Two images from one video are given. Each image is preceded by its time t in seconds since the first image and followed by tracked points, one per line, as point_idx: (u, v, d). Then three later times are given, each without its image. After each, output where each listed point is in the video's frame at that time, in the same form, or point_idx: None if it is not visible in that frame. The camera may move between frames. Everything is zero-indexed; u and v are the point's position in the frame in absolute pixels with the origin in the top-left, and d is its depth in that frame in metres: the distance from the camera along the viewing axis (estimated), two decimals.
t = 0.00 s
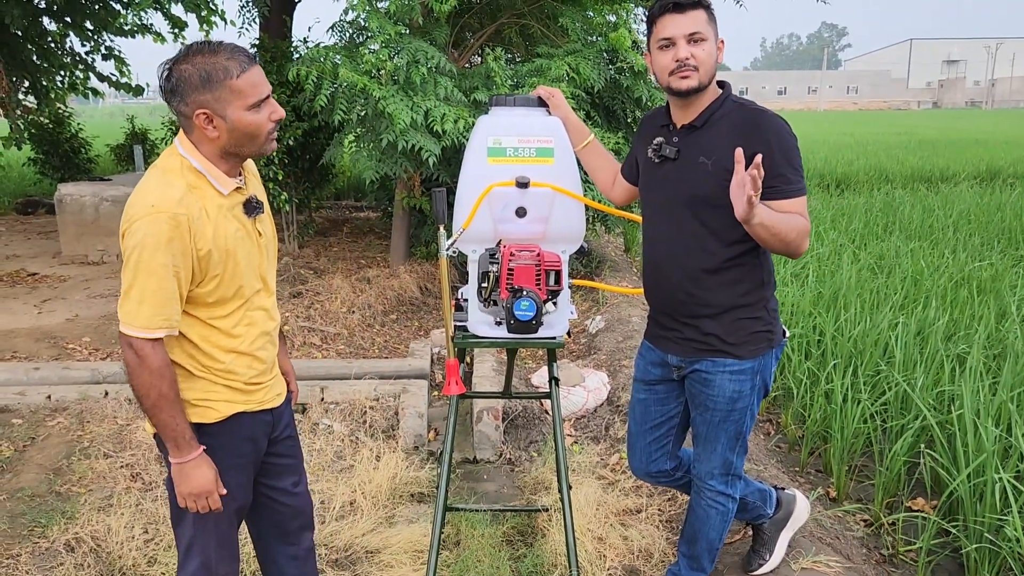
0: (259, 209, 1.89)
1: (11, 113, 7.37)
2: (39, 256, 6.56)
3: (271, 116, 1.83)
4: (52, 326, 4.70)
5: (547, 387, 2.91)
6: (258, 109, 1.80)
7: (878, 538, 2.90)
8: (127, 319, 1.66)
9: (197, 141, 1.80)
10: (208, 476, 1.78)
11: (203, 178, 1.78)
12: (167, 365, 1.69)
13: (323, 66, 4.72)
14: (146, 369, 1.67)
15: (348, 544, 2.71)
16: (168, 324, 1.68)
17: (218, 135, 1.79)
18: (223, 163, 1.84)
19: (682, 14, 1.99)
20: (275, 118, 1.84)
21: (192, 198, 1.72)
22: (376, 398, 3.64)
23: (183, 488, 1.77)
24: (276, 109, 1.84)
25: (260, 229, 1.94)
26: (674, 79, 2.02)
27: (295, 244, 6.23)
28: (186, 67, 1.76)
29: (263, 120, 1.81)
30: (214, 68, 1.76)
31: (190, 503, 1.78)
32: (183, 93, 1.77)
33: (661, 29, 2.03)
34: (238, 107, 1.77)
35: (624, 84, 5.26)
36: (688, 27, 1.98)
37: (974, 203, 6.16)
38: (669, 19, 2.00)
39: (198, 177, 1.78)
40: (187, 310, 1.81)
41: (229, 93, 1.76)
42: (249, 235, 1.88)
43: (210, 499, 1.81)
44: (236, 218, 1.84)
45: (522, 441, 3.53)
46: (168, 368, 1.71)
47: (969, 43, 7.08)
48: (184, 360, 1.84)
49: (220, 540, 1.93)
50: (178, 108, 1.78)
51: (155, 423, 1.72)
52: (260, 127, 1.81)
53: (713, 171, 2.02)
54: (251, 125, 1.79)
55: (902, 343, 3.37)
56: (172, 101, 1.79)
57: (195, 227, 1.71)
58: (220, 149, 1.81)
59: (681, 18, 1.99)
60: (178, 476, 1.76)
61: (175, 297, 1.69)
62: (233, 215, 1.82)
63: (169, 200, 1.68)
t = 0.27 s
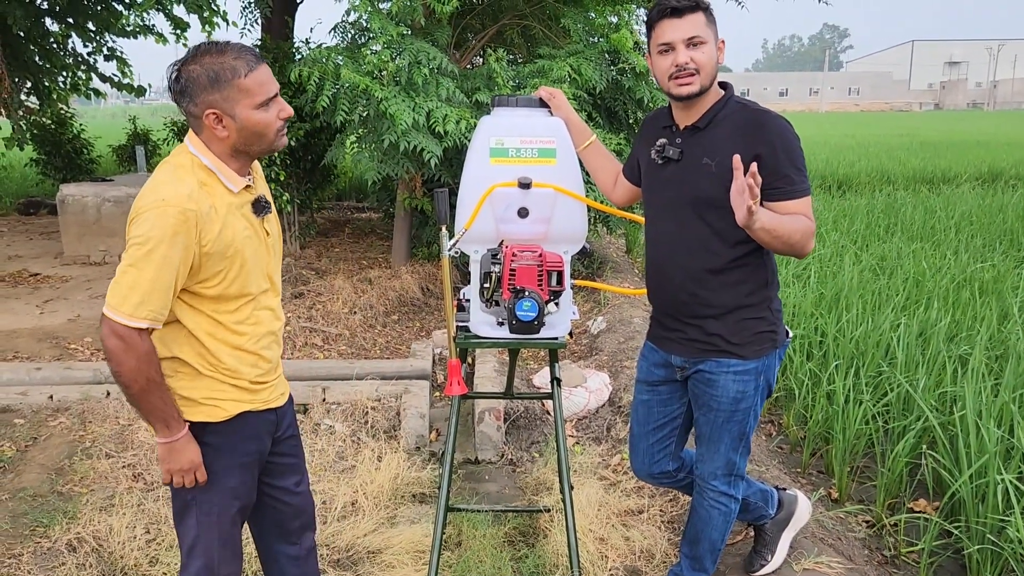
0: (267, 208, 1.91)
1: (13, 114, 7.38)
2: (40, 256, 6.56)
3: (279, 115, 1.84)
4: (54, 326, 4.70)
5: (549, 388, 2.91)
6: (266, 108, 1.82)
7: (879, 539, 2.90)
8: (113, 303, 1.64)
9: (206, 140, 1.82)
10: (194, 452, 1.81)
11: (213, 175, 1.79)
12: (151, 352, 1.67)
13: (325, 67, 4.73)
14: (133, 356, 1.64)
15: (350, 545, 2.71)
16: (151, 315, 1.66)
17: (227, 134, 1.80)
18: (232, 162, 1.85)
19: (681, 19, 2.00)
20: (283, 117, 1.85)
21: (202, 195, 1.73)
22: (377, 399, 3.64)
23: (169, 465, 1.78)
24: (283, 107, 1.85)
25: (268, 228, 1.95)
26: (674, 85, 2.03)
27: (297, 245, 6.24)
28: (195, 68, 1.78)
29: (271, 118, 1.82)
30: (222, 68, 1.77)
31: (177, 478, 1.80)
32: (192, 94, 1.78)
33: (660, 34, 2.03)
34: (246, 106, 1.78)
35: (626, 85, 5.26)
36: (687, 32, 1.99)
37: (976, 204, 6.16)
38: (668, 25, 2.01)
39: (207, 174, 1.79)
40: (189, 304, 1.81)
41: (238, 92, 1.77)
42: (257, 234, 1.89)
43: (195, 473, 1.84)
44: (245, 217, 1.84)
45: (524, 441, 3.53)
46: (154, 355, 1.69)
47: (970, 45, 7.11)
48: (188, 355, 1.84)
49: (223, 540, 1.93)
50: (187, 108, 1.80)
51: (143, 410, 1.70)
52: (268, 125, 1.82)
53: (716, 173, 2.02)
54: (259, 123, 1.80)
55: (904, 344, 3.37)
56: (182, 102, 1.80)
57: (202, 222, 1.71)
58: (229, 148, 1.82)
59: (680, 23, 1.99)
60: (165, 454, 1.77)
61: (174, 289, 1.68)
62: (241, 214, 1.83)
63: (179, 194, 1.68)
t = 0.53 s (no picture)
0: (273, 210, 1.91)
1: (16, 115, 7.39)
2: (44, 257, 6.57)
3: (291, 119, 1.85)
4: (58, 327, 4.71)
5: (552, 389, 2.90)
6: (279, 112, 1.83)
7: (884, 542, 2.89)
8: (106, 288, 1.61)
9: (217, 140, 1.82)
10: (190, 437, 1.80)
11: (223, 176, 1.80)
12: (141, 339, 1.63)
13: (328, 68, 4.73)
14: (122, 344, 1.61)
15: (353, 546, 2.71)
16: (143, 305, 1.62)
17: (239, 136, 1.81)
18: (242, 164, 1.86)
19: (680, 25, 1.99)
20: (295, 121, 1.87)
21: (210, 192, 1.73)
22: (380, 400, 3.64)
23: (163, 449, 1.77)
24: (296, 112, 1.87)
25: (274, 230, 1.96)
26: (675, 90, 2.03)
27: (299, 246, 6.24)
28: (211, 70, 1.79)
29: (284, 123, 1.83)
30: (238, 71, 1.78)
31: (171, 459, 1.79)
32: (206, 95, 1.79)
33: (659, 41, 2.03)
34: (259, 109, 1.79)
35: (629, 86, 5.26)
36: (687, 37, 1.98)
37: (980, 206, 6.14)
38: (667, 31, 2.00)
39: (217, 175, 1.80)
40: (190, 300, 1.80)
41: (252, 96, 1.78)
42: (264, 235, 1.89)
43: (189, 454, 1.83)
44: (252, 217, 1.85)
45: (527, 443, 3.52)
46: (145, 343, 1.66)
47: (974, 47, 7.11)
48: (189, 351, 1.84)
49: (224, 540, 1.92)
50: (200, 109, 1.81)
51: (134, 397, 1.68)
52: (281, 129, 1.83)
53: (720, 175, 2.01)
54: (272, 127, 1.81)
55: (909, 346, 3.36)
56: (195, 102, 1.81)
57: (209, 219, 1.71)
58: (240, 150, 1.83)
59: (679, 28, 1.99)
60: (158, 440, 1.75)
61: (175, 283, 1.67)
62: (249, 214, 1.84)
63: (187, 190, 1.68)
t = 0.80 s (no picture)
0: (279, 214, 1.93)
1: (22, 117, 7.42)
2: (49, 258, 6.59)
3: (304, 131, 1.86)
4: (63, 328, 4.72)
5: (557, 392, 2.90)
6: (293, 122, 1.84)
7: (889, 545, 2.88)
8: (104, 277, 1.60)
9: (227, 143, 1.83)
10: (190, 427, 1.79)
11: (231, 179, 1.81)
12: (136, 329, 1.63)
13: (333, 70, 4.74)
14: (117, 333, 1.60)
15: (357, 547, 2.72)
16: (139, 297, 1.61)
17: (250, 142, 1.82)
18: (251, 169, 1.87)
19: (685, 27, 1.98)
20: (307, 133, 1.88)
21: (218, 193, 1.74)
22: (385, 401, 3.64)
23: (165, 440, 1.78)
24: (309, 124, 1.88)
25: (278, 234, 1.97)
26: (680, 94, 2.03)
27: (303, 248, 6.25)
28: (231, 72, 1.79)
29: (297, 134, 1.84)
30: (259, 78, 1.78)
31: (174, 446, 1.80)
32: (222, 97, 1.79)
33: (665, 43, 2.03)
34: (274, 119, 1.80)
35: (634, 89, 5.27)
36: (692, 40, 1.98)
37: (984, 209, 6.13)
38: (673, 33, 2.00)
39: (226, 178, 1.80)
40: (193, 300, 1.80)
41: (269, 104, 1.79)
42: (268, 238, 1.90)
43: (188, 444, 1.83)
44: (258, 220, 1.86)
45: (531, 445, 3.52)
46: (140, 333, 1.65)
47: (979, 50, 7.07)
48: (191, 351, 1.85)
49: (228, 542, 1.92)
50: (214, 111, 1.81)
51: (130, 386, 1.67)
52: (293, 140, 1.84)
53: (725, 178, 2.02)
54: (285, 137, 1.82)
55: (914, 350, 3.35)
56: (210, 103, 1.81)
57: (216, 219, 1.72)
58: (250, 155, 1.83)
59: (685, 32, 1.98)
60: (159, 431, 1.76)
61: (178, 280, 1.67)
62: (255, 217, 1.85)
63: (195, 190, 1.69)
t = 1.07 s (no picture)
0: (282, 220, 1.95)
1: (28, 120, 7.46)
2: (54, 260, 6.61)
3: (313, 146, 1.88)
4: (68, 330, 4.73)
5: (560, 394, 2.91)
6: (305, 137, 1.86)
7: (892, 549, 2.88)
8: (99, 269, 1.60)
9: (237, 147, 1.84)
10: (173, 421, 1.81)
11: (238, 184, 1.82)
12: (124, 324, 1.63)
13: (338, 73, 4.77)
14: (104, 327, 1.60)
15: (361, 549, 2.72)
16: (131, 292, 1.61)
17: (261, 150, 1.83)
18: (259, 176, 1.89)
19: (671, 36, 2.00)
20: (316, 148, 1.90)
21: (223, 198, 1.75)
22: (388, 404, 3.65)
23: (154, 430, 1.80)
24: (320, 139, 1.90)
25: (282, 238, 1.98)
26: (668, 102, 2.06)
27: (307, 250, 6.27)
28: (250, 80, 1.80)
29: (306, 148, 1.87)
30: (278, 90, 1.80)
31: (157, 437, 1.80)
32: (238, 103, 1.80)
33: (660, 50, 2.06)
34: (287, 132, 1.82)
35: (637, 93, 5.28)
36: (677, 49, 1.99)
37: (987, 213, 6.13)
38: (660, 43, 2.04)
39: (232, 183, 1.81)
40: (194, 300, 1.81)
41: (284, 117, 1.81)
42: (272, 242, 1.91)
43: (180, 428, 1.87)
44: (263, 225, 1.87)
45: (535, 448, 3.53)
46: (127, 326, 1.66)
47: (980, 54, 7.07)
48: (193, 351, 1.85)
49: (232, 544, 1.93)
50: (228, 116, 1.82)
51: (112, 379, 1.68)
52: (302, 154, 1.86)
53: (729, 181, 2.02)
54: (294, 151, 1.85)
55: (917, 353, 3.35)
56: (225, 108, 1.82)
57: (220, 224, 1.72)
58: (258, 163, 1.85)
59: (672, 40, 2.00)
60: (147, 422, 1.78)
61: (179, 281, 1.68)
62: (260, 221, 1.86)
63: (201, 194, 1.70)
